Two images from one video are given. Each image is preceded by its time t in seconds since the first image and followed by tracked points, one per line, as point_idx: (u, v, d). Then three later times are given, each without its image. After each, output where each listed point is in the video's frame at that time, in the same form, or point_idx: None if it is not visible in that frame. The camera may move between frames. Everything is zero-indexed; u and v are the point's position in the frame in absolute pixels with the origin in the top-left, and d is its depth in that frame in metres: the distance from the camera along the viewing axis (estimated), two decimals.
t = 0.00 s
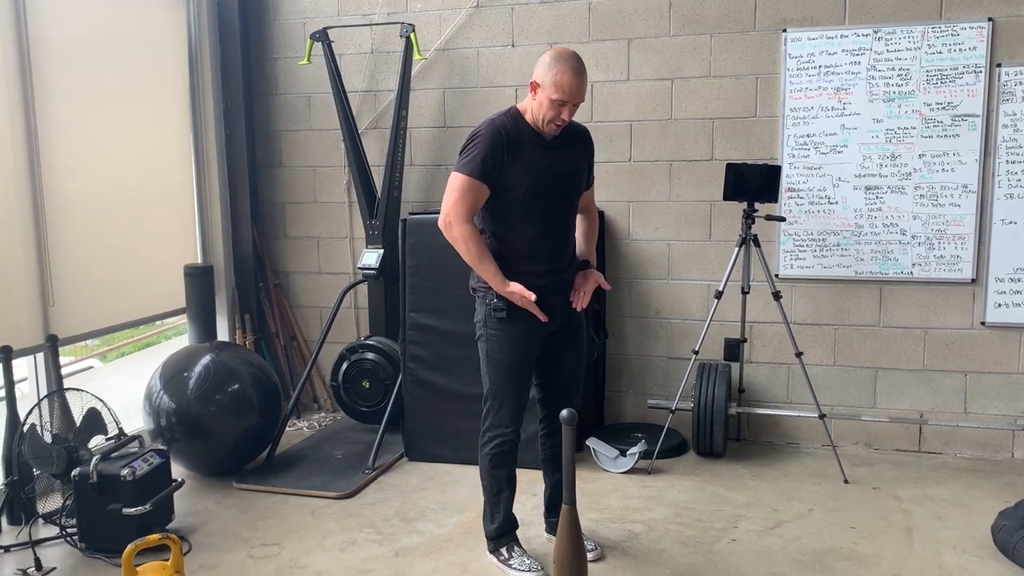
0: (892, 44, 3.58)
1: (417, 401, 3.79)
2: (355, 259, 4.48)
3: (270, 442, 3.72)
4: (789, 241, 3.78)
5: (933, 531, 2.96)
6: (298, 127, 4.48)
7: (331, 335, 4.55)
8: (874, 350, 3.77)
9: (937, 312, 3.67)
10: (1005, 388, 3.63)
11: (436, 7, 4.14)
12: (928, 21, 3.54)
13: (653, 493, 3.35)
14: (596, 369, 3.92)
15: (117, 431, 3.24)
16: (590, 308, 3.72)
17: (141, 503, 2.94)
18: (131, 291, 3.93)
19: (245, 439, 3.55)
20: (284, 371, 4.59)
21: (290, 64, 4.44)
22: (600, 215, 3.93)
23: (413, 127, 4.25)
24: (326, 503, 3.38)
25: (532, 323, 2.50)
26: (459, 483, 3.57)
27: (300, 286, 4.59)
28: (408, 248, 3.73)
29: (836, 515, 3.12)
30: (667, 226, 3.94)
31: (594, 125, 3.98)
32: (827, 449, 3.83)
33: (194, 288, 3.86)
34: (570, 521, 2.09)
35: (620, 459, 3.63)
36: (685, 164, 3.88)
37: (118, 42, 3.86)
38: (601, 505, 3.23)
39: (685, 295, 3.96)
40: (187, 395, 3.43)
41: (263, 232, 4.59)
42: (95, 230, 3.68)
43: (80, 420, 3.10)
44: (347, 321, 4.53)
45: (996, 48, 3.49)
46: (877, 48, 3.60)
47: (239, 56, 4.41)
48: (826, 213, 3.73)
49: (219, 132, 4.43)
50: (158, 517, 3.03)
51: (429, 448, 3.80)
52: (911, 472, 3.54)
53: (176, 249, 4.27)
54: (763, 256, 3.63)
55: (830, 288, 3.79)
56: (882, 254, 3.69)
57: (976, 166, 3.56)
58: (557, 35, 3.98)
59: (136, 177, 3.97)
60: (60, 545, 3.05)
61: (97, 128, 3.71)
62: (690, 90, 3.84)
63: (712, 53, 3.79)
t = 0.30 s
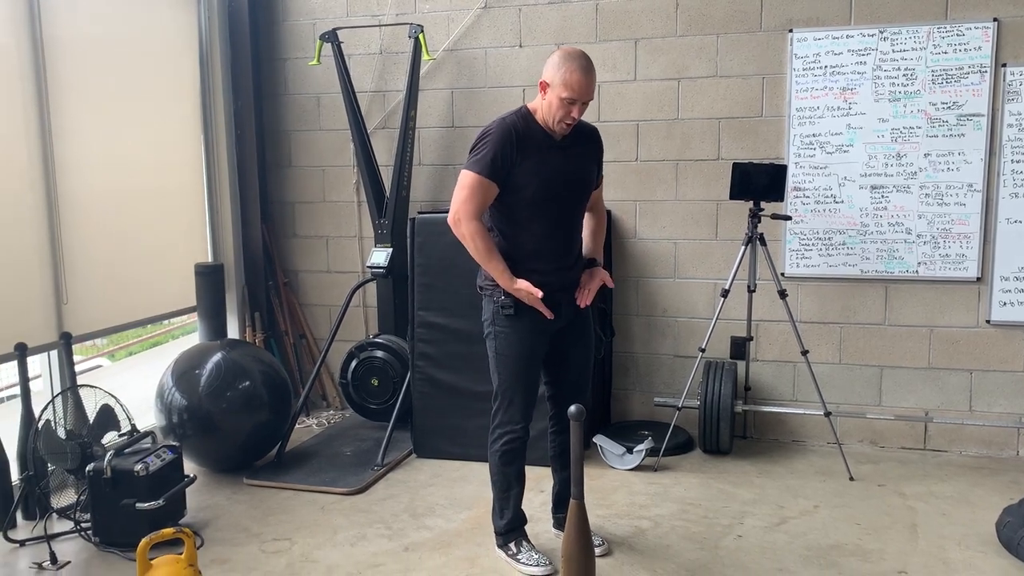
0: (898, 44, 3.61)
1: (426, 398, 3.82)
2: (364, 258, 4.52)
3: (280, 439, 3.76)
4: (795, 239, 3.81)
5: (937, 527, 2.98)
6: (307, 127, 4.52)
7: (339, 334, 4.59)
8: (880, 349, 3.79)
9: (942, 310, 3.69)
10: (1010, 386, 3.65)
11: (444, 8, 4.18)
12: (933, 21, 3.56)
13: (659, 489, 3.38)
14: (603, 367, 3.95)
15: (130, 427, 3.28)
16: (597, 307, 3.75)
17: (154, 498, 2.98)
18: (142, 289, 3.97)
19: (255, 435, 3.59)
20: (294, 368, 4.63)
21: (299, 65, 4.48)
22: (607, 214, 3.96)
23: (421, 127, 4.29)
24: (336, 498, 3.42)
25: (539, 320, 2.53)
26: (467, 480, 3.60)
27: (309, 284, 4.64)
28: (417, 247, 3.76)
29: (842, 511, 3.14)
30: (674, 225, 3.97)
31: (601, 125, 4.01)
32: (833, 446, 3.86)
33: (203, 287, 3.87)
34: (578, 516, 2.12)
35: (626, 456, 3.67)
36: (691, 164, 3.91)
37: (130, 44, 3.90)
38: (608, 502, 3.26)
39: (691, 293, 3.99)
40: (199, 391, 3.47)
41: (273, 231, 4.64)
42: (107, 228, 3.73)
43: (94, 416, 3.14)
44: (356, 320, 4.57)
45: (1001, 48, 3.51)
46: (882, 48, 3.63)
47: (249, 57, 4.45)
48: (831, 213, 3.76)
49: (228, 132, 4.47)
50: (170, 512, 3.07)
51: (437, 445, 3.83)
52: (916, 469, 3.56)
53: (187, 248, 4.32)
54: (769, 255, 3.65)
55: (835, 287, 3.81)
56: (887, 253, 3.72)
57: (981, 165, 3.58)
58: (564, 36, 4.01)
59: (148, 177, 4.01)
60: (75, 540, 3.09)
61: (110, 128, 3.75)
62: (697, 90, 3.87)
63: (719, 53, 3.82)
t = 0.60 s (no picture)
0: (902, 45, 3.61)
1: (430, 399, 3.83)
2: (369, 259, 4.54)
3: (285, 438, 3.78)
4: (799, 240, 3.81)
5: (941, 528, 2.99)
6: (312, 128, 4.54)
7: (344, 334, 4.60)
8: (884, 349, 3.79)
9: (946, 311, 3.70)
10: (1014, 387, 3.65)
11: (448, 9, 4.19)
12: (937, 22, 3.56)
13: (663, 489, 3.39)
14: (607, 367, 3.96)
15: (135, 427, 3.30)
16: (601, 307, 3.76)
17: (160, 497, 3.00)
18: (148, 289, 3.99)
19: (260, 435, 3.61)
20: (299, 368, 4.64)
21: (305, 66, 4.50)
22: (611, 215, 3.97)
23: (426, 128, 4.30)
24: (341, 498, 3.44)
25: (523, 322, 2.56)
26: (472, 479, 3.62)
27: (314, 284, 4.65)
28: (421, 247, 3.77)
29: (845, 512, 3.15)
30: (678, 226, 3.98)
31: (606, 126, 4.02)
32: (837, 447, 3.86)
33: (208, 288, 3.92)
34: (582, 516, 2.13)
35: (630, 456, 3.68)
36: (695, 164, 3.92)
37: (136, 45, 3.92)
38: (611, 501, 3.27)
39: (695, 294, 3.99)
40: (205, 391, 3.49)
41: (278, 231, 4.66)
42: (113, 229, 3.75)
43: (100, 416, 3.17)
44: (361, 320, 4.59)
45: (1006, 48, 3.51)
46: (886, 49, 3.63)
47: (254, 58, 4.47)
48: (835, 213, 3.76)
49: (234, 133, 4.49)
50: (176, 511, 3.09)
51: (441, 445, 3.85)
52: (920, 470, 3.57)
53: (193, 248, 4.34)
54: (773, 256, 3.66)
55: (839, 288, 3.81)
56: (891, 253, 3.72)
57: (985, 166, 3.58)
58: (569, 37, 4.02)
59: (154, 177, 4.03)
60: (81, 538, 3.12)
61: (116, 129, 3.77)
62: (701, 91, 3.87)
63: (723, 54, 3.83)
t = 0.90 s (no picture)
0: (907, 44, 3.60)
1: (433, 398, 3.83)
2: (373, 258, 4.54)
3: (289, 438, 3.78)
4: (804, 240, 3.80)
5: (946, 528, 2.98)
6: (316, 128, 4.54)
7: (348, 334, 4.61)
8: (888, 349, 3.78)
9: (952, 311, 3.68)
10: (1020, 387, 3.64)
11: (452, 8, 4.19)
12: (942, 21, 3.55)
13: (667, 489, 3.38)
14: (611, 367, 3.96)
15: (140, 426, 3.30)
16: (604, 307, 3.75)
17: (164, 497, 3.00)
18: (152, 289, 4.00)
19: (263, 434, 3.61)
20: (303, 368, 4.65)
21: (309, 66, 4.50)
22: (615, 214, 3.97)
23: (430, 128, 4.30)
24: (345, 497, 3.44)
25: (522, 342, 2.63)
26: (476, 479, 3.62)
27: (318, 284, 4.66)
28: (425, 247, 3.77)
29: (849, 512, 3.14)
30: (682, 226, 3.97)
31: (610, 125, 4.01)
32: (841, 447, 3.85)
33: (213, 287, 3.91)
34: (586, 514, 2.13)
35: (634, 456, 3.68)
36: (699, 164, 3.91)
37: (141, 46, 3.93)
38: (615, 502, 3.26)
39: (699, 294, 3.99)
40: (209, 391, 3.49)
41: (282, 231, 4.66)
42: (118, 229, 3.75)
43: (105, 415, 3.17)
44: (365, 320, 4.59)
45: (1011, 47, 3.49)
46: (891, 48, 3.62)
47: (258, 59, 4.48)
48: (840, 213, 3.75)
49: (238, 133, 4.50)
50: (180, 510, 3.09)
51: (445, 445, 3.85)
52: (925, 470, 3.55)
53: (197, 248, 4.35)
54: (777, 255, 3.65)
55: (843, 287, 3.80)
56: (896, 253, 3.71)
57: (990, 166, 3.56)
58: (573, 36, 4.01)
59: (158, 177, 4.04)
60: (86, 538, 3.12)
61: (120, 129, 3.78)
62: (705, 91, 3.87)
63: (727, 53, 3.82)
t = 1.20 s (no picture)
0: (912, 44, 3.59)
1: (437, 398, 3.83)
2: (376, 258, 4.54)
3: (292, 438, 3.78)
4: (808, 240, 3.79)
5: (950, 529, 2.97)
6: (320, 128, 4.54)
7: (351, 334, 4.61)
8: (893, 349, 3.77)
9: (957, 311, 3.67)
10: None
11: (456, 8, 4.19)
12: (947, 20, 3.54)
13: (670, 490, 3.38)
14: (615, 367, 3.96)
15: (143, 426, 3.31)
16: (608, 307, 3.75)
17: (168, 496, 3.01)
18: (157, 289, 4.00)
19: (266, 434, 3.61)
20: (307, 368, 4.66)
21: (313, 66, 4.50)
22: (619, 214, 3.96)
23: (434, 128, 4.30)
24: (348, 497, 3.44)
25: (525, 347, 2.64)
26: (479, 479, 3.62)
27: (322, 284, 4.66)
28: (428, 247, 3.77)
29: (854, 513, 3.13)
30: (686, 226, 3.96)
31: (613, 126, 4.01)
32: (845, 448, 3.84)
33: (217, 287, 3.91)
34: (590, 515, 2.12)
35: (638, 456, 3.67)
36: (703, 164, 3.90)
37: (145, 47, 3.93)
38: (618, 502, 3.26)
39: (703, 294, 3.98)
40: (212, 391, 3.50)
41: (286, 231, 4.66)
42: (122, 229, 3.76)
43: (108, 415, 3.17)
44: (368, 320, 4.59)
45: (1017, 47, 3.48)
46: (896, 48, 3.61)
47: (262, 59, 4.48)
48: (844, 213, 3.74)
49: (242, 133, 4.51)
50: (183, 509, 3.09)
51: (448, 445, 3.85)
52: (929, 471, 3.55)
53: (200, 247, 4.35)
54: (781, 255, 3.64)
55: (847, 288, 3.79)
56: (901, 253, 3.70)
57: (996, 166, 3.55)
58: (577, 36, 4.01)
59: (162, 178, 4.04)
60: (90, 537, 3.13)
61: (124, 130, 3.78)
62: (709, 90, 3.86)
63: (731, 53, 3.81)
